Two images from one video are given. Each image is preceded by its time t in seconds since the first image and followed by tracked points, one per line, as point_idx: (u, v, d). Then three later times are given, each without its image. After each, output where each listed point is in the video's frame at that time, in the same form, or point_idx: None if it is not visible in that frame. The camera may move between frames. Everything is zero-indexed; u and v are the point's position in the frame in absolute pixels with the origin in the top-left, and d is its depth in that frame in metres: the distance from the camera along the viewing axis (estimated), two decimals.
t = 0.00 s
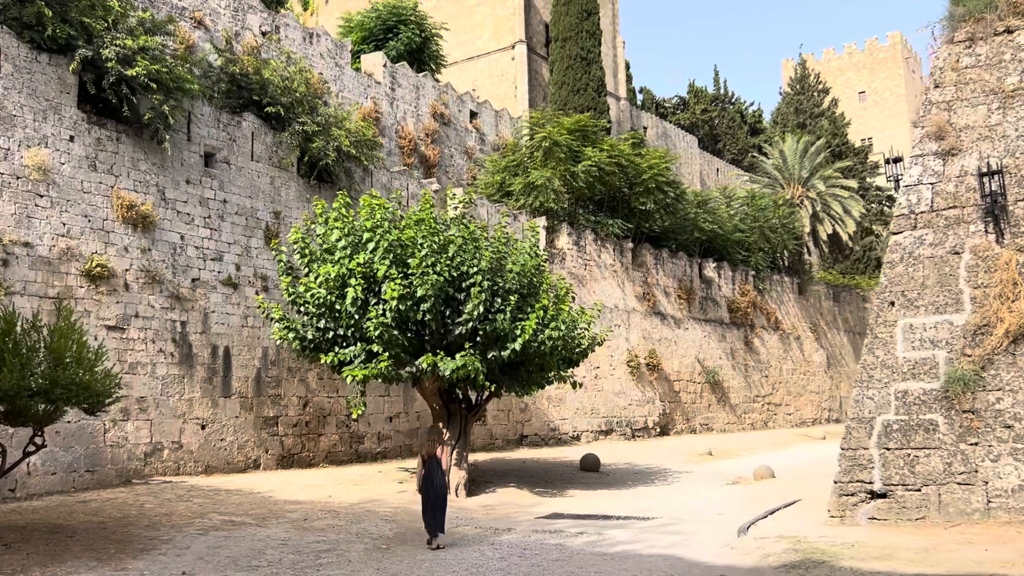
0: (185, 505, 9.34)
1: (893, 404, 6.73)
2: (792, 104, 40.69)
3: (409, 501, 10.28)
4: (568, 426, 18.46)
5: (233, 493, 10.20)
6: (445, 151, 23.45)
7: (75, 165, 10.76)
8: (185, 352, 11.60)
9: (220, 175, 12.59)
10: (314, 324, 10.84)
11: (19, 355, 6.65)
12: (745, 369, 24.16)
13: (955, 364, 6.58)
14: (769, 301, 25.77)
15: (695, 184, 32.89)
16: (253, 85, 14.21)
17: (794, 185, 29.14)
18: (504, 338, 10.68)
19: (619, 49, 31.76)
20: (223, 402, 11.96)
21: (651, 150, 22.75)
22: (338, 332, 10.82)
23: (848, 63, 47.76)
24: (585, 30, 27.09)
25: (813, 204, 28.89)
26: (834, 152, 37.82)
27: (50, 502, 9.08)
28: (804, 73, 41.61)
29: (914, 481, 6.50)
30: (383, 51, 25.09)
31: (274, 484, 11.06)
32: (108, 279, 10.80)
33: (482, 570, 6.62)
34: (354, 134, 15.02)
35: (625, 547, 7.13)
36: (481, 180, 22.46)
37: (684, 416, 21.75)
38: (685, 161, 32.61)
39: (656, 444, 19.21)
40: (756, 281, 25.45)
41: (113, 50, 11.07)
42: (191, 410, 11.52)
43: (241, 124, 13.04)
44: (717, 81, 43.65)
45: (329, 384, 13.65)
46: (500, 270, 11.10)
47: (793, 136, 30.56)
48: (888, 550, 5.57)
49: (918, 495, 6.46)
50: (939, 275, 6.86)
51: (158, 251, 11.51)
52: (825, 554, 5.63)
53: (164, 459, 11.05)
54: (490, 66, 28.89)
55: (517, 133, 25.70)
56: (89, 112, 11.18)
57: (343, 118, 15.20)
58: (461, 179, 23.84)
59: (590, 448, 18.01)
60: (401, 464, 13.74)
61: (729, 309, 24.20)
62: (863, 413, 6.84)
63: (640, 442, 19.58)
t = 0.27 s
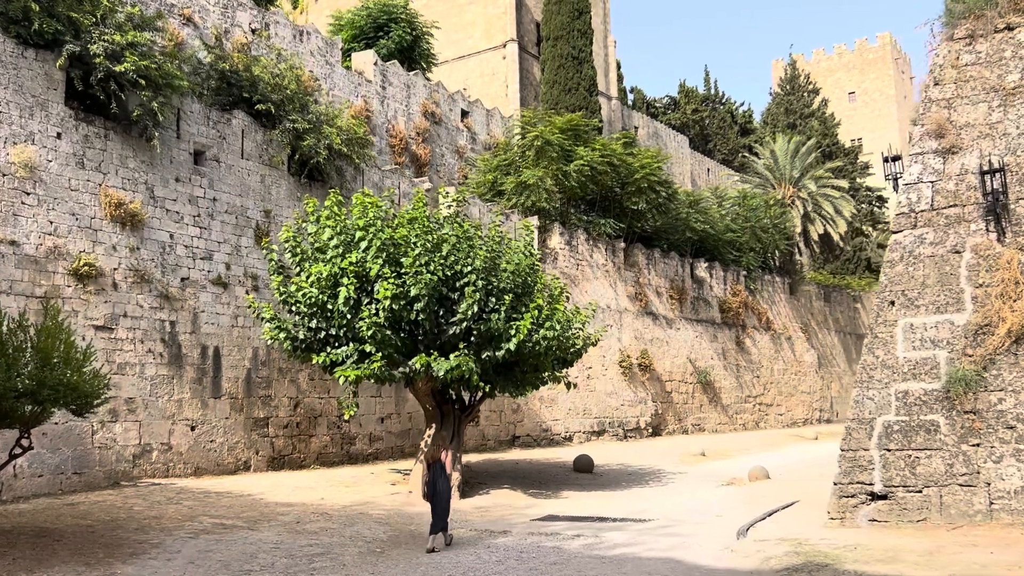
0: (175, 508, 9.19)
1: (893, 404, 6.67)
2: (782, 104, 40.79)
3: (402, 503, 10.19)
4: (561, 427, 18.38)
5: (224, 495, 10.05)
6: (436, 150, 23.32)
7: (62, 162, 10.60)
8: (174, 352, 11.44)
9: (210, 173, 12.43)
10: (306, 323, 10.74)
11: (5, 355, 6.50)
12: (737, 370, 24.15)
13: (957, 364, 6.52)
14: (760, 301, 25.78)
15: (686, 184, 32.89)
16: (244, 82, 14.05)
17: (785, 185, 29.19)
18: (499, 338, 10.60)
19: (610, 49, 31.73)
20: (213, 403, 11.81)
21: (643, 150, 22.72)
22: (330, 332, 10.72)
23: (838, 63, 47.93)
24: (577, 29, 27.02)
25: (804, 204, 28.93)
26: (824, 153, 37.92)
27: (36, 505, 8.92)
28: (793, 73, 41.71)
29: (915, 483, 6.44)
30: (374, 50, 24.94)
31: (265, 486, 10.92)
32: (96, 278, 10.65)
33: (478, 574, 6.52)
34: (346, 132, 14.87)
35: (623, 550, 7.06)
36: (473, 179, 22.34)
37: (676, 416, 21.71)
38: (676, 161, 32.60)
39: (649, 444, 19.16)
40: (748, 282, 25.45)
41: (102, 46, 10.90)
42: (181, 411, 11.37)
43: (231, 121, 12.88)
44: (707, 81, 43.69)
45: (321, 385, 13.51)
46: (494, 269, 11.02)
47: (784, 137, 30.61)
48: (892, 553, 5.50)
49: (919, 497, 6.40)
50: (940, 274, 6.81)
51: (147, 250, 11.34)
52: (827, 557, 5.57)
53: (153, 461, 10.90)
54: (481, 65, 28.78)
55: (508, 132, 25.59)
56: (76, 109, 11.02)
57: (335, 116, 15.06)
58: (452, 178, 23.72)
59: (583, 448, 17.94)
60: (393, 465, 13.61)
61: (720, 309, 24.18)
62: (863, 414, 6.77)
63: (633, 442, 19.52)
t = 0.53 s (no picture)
0: (167, 506, 9.05)
1: (896, 400, 6.63)
2: (772, 103, 40.89)
3: (398, 502, 10.11)
4: (553, 424, 18.33)
5: (216, 494, 9.91)
6: (428, 147, 23.19)
7: (50, 155, 10.44)
8: (165, 349, 11.28)
9: (201, 167, 12.27)
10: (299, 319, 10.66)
11: None
12: (729, 367, 24.16)
13: (960, 359, 6.48)
14: (751, 299, 25.81)
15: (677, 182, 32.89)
16: (235, 75, 13.88)
17: (776, 183, 29.25)
18: (495, 334, 10.53)
19: (602, 46, 31.70)
20: (204, 401, 11.66)
21: (635, 147, 22.68)
22: (324, 328, 10.63)
23: (828, 62, 48.10)
24: (569, 25, 26.95)
25: (795, 202, 28.98)
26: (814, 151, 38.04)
27: (25, 504, 8.77)
28: (784, 72, 41.81)
29: (918, 479, 6.39)
30: (365, 45, 24.77)
31: (258, 484, 10.80)
32: (85, 274, 10.50)
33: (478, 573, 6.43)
34: (339, 127, 14.73)
35: (624, 548, 7.00)
36: (465, 176, 22.23)
37: (668, 414, 21.69)
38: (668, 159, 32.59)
39: (642, 442, 19.12)
40: (739, 279, 25.47)
41: (91, 37, 10.74)
42: (172, 409, 11.22)
43: (223, 115, 12.72)
44: (698, 79, 43.70)
45: (313, 382, 13.37)
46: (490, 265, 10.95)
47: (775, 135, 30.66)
48: (899, 550, 5.44)
49: (923, 494, 6.35)
50: (943, 268, 6.76)
51: (136, 245, 11.18)
52: (833, 554, 5.51)
53: (143, 459, 10.75)
54: (473, 61, 28.66)
55: (500, 129, 25.49)
56: (65, 101, 10.85)
57: (327, 110, 14.92)
58: (444, 175, 23.59)
59: (576, 446, 17.88)
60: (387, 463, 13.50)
61: (712, 307, 24.18)
62: (866, 410, 6.72)
63: (625, 440, 19.48)
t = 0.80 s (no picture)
0: (155, 508, 8.88)
1: (896, 400, 6.56)
2: (761, 102, 40.96)
3: (390, 503, 10.00)
4: (544, 424, 18.24)
5: (205, 495, 9.76)
6: (418, 144, 23.03)
7: (35, 150, 10.24)
8: (153, 348, 11.10)
9: (189, 164, 12.09)
10: (290, 318, 10.53)
11: None
12: (719, 366, 24.15)
13: (961, 358, 6.42)
14: (741, 298, 25.82)
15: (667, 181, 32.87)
16: (224, 70, 13.68)
17: (766, 182, 29.27)
18: (489, 333, 10.46)
19: (592, 44, 31.63)
20: (193, 400, 11.49)
21: (627, 145, 22.60)
22: (315, 327, 10.51)
23: (816, 62, 48.25)
24: (560, 23, 26.85)
25: (785, 201, 29.00)
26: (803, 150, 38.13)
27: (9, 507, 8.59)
28: (772, 71, 41.88)
29: (919, 480, 6.32)
30: (355, 42, 24.58)
31: (248, 485, 10.64)
32: (71, 271, 10.31)
33: None
34: (329, 123, 14.56)
35: (622, 551, 6.91)
36: (456, 174, 22.09)
37: (659, 413, 21.65)
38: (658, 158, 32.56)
39: (634, 442, 19.07)
40: (729, 278, 25.46)
41: (77, 30, 10.53)
42: (159, 409, 11.04)
43: (211, 111, 12.54)
44: (688, 78, 43.72)
45: (303, 382, 13.21)
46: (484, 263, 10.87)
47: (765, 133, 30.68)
48: (902, 552, 5.37)
49: (924, 495, 6.28)
50: (943, 267, 6.70)
51: (124, 242, 10.99)
52: (836, 557, 5.43)
53: (130, 460, 10.57)
54: (463, 58, 28.51)
55: (491, 127, 25.36)
56: (50, 95, 10.64)
57: (317, 106, 14.74)
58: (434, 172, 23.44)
59: (567, 446, 17.81)
60: (377, 463, 13.35)
61: (703, 306, 24.16)
62: (866, 410, 6.65)
63: (616, 440, 19.42)
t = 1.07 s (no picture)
0: (140, 508, 8.73)
1: (893, 397, 6.50)
2: (748, 100, 41.07)
3: (381, 502, 9.89)
4: (534, 422, 18.17)
5: (192, 495, 9.60)
6: (407, 140, 22.88)
7: (18, 143, 10.05)
8: (138, 345, 10.93)
9: (175, 158, 11.91)
10: (279, 314, 10.42)
11: None
12: (707, 364, 24.16)
13: (959, 355, 6.36)
14: (729, 295, 25.86)
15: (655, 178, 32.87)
16: (211, 63, 13.49)
17: (754, 180, 29.33)
18: (480, 330, 10.40)
19: (581, 41, 31.57)
20: (179, 398, 11.32)
21: (616, 142, 22.54)
22: (304, 323, 10.40)
23: (802, 60, 48.44)
24: (548, 19, 26.76)
25: (773, 198, 29.05)
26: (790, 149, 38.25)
27: None
28: (759, 69, 41.98)
29: (917, 478, 6.27)
30: (343, 36, 24.38)
31: (235, 484, 10.50)
32: (55, 267, 10.13)
33: None
34: (317, 117, 14.39)
35: (617, 550, 6.84)
36: (444, 170, 21.95)
37: (648, 411, 21.63)
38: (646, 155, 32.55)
39: (623, 439, 19.04)
40: (718, 276, 25.48)
41: (61, 20, 10.34)
42: (145, 407, 10.87)
43: (198, 104, 12.36)
44: (675, 76, 43.75)
45: (290, 379, 13.05)
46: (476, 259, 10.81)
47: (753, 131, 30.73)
48: (902, 551, 5.31)
49: (922, 492, 6.23)
50: (940, 263, 6.65)
51: (109, 238, 10.82)
52: (836, 557, 5.38)
53: (116, 459, 10.40)
54: (451, 54, 28.36)
55: (479, 123, 25.23)
56: (34, 87, 10.45)
57: (305, 100, 14.58)
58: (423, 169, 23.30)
59: (557, 443, 17.75)
60: (366, 462, 13.21)
61: (691, 303, 24.16)
62: (863, 407, 6.60)
63: (606, 437, 19.39)
